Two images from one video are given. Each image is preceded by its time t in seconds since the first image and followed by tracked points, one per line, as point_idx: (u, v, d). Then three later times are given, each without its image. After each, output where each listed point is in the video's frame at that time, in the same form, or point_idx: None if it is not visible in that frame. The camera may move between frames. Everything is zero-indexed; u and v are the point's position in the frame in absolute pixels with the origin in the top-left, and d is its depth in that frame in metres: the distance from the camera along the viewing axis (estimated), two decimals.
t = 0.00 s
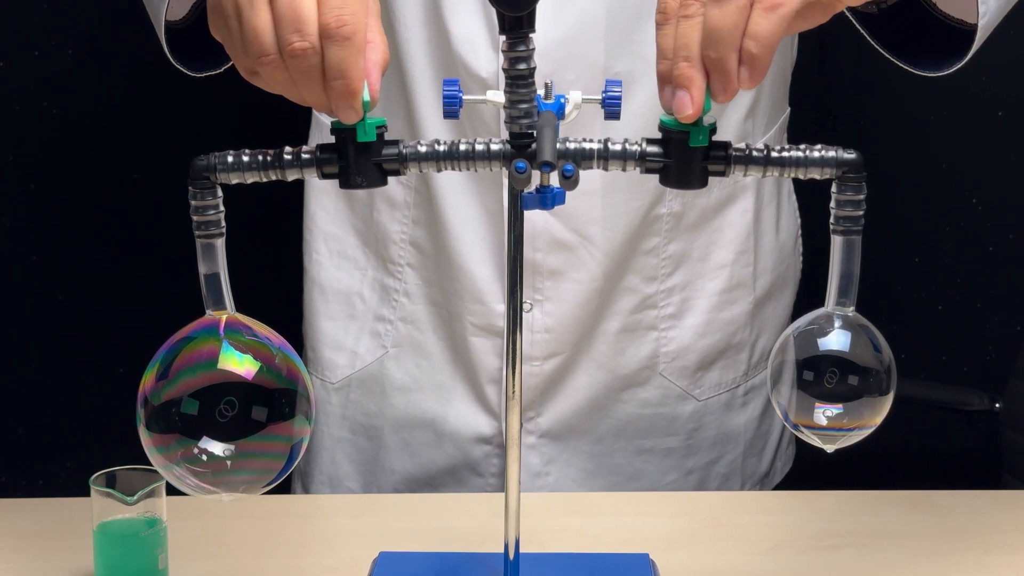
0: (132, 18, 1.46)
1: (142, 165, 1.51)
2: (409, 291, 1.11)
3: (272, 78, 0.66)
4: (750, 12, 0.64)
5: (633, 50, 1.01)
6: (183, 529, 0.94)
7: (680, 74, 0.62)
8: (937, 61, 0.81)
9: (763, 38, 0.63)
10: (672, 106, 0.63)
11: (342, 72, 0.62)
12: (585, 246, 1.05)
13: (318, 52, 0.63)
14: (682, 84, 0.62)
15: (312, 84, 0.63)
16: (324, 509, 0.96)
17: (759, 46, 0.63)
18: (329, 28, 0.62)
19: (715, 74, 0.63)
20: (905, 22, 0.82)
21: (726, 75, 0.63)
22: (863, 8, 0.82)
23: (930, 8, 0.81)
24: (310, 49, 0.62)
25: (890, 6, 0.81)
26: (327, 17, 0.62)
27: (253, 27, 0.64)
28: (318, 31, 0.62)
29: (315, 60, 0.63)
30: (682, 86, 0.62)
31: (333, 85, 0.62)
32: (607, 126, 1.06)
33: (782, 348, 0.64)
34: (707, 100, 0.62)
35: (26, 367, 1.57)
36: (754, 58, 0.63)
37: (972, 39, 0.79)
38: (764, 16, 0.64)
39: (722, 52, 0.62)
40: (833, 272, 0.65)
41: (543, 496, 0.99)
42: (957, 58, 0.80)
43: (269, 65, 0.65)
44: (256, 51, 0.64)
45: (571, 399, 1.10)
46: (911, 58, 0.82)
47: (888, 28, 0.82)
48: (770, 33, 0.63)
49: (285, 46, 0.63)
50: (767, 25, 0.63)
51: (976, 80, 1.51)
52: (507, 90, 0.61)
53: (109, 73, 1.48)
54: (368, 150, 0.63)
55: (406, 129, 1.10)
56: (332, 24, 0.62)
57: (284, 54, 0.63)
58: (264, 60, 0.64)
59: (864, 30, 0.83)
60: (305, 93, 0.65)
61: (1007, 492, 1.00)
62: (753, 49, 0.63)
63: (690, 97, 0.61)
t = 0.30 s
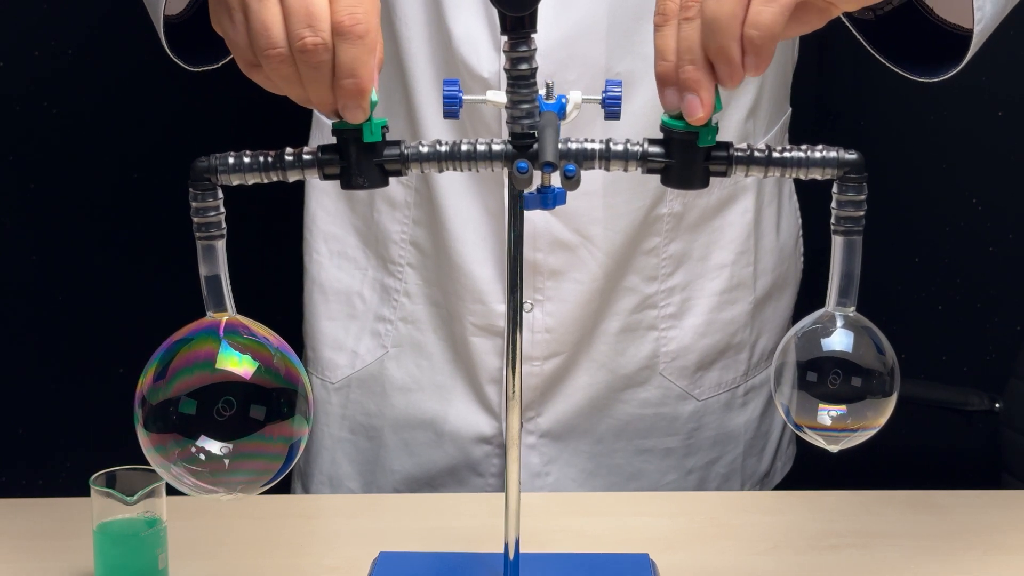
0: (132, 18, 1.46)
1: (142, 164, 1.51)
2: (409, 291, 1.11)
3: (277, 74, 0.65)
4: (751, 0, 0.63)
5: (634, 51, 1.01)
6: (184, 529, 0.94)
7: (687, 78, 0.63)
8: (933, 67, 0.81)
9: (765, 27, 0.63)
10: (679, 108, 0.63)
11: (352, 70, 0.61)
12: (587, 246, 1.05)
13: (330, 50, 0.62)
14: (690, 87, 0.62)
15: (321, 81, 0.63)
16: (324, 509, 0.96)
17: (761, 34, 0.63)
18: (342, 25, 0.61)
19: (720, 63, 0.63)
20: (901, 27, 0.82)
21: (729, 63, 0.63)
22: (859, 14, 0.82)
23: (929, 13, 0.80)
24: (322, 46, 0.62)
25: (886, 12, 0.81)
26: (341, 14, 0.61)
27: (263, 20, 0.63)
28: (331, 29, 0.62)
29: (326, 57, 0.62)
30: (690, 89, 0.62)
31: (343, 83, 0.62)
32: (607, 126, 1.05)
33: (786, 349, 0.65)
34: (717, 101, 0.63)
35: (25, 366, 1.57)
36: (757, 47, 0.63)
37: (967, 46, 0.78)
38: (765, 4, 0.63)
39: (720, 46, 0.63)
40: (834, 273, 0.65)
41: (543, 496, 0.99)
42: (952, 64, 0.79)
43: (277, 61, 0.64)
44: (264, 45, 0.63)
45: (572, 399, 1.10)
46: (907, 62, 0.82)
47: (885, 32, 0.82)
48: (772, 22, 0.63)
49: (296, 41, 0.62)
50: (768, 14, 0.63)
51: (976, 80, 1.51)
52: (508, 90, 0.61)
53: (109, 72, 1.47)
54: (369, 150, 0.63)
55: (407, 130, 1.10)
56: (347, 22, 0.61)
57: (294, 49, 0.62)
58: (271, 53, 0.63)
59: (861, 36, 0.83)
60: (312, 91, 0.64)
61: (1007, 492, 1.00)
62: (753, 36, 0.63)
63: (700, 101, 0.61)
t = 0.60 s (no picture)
0: (132, 18, 1.46)
1: (142, 164, 1.51)
2: (410, 291, 1.11)
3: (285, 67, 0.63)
4: None
5: (636, 50, 1.01)
6: (184, 530, 0.94)
7: (693, 79, 0.63)
8: (928, 71, 0.80)
9: (774, 9, 0.61)
10: (683, 109, 0.63)
11: (368, 70, 0.61)
12: (588, 246, 1.05)
13: (349, 48, 0.61)
14: (698, 89, 0.62)
15: (335, 78, 0.62)
16: (324, 509, 0.96)
17: (768, 15, 0.62)
18: (364, 26, 0.61)
19: (727, 37, 0.63)
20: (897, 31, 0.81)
21: (736, 36, 0.62)
22: (854, 19, 0.81)
23: (925, 16, 0.79)
24: (343, 44, 0.61)
25: (881, 16, 0.81)
26: (364, 14, 0.61)
27: (278, 11, 0.61)
28: (351, 28, 0.61)
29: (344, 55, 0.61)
30: (697, 91, 0.62)
31: (358, 82, 0.61)
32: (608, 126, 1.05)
33: (785, 345, 0.64)
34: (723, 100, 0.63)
35: (25, 366, 1.57)
36: (765, 26, 0.62)
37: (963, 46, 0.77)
38: None
39: (724, 20, 0.62)
40: (833, 271, 0.65)
41: (544, 496, 0.99)
42: (947, 67, 0.79)
43: (289, 53, 0.62)
44: (277, 34, 0.61)
45: (572, 399, 1.10)
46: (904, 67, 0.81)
47: (879, 38, 0.81)
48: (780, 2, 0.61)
49: (314, 34, 0.61)
50: None
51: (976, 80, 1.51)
52: (508, 90, 0.61)
53: (109, 73, 1.47)
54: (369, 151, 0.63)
55: (408, 130, 1.10)
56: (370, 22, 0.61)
57: (310, 43, 0.61)
58: (284, 45, 0.62)
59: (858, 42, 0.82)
60: (319, 89, 0.63)
61: (1008, 492, 1.00)
62: (759, 14, 0.62)
63: (708, 103, 0.61)
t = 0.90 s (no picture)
0: (132, 18, 1.46)
1: (142, 164, 1.51)
2: (410, 291, 1.11)
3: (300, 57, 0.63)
4: None
5: (636, 51, 1.01)
6: (184, 530, 0.94)
7: (698, 82, 0.62)
8: (923, 74, 0.80)
9: None
10: (687, 110, 0.63)
11: (389, 70, 0.63)
12: (588, 246, 1.05)
13: (371, 44, 0.63)
14: (703, 91, 0.62)
15: (355, 69, 0.62)
16: (324, 509, 0.96)
17: None
18: (387, 27, 0.64)
19: (727, 23, 0.63)
20: (894, 34, 0.80)
21: (737, 22, 0.62)
22: (849, 22, 0.81)
23: (921, 18, 0.79)
24: (368, 36, 0.62)
25: (875, 19, 0.80)
26: (387, 16, 0.64)
27: None
28: (374, 26, 0.63)
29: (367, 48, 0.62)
30: (703, 93, 0.62)
31: (379, 80, 0.62)
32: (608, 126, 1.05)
33: (785, 347, 0.65)
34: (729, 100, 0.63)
35: (25, 366, 1.57)
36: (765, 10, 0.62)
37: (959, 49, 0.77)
38: None
39: (724, 8, 0.62)
40: (832, 272, 0.65)
41: (544, 496, 0.99)
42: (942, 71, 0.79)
43: (311, 38, 0.62)
44: (301, 18, 0.62)
45: (572, 399, 1.10)
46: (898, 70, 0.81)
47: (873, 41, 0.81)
48: None
49: (341, 21, 0.61)
50: None
51: (977, 80, 1.51)
52: (509, 90, 0.61)
53: (110, 73, 1.47)
54: (369, 150, 0.63)
55: (407, 129, 1.10)
56: (393, 25, 0.64)
57: (335, 30, 0.62)
58: (308, 29, 0.62)
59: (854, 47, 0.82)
60: (334, 81, 0.62)
61: (1008, 492, 1.00)
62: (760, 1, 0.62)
63: (713, 104, 0.61)
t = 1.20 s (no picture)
0: (132, 18, 1.46)
1: (141, 164, 1.51)
2: (409, 291, 1.11)
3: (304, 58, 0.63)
4: None
5: (636, 50, 1.01)
6: (183, 530, 0.93)
7: (710, 84, 0.64)
8: (913, 78, 0.80)
9: None
10: (697, 112, 0.63)
11: (391, 70, 0.63)
12: (588, 246, 1.05)
13: (372, 44, 0.63)
14: (717, 89, 0.64)
15: (357, 68, 0.62)
16: (324, 509, 0.96)
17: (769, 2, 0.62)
18: (387, 28, 0.64)
19: (730, 28, 0.63)
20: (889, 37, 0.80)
21: (740, 26, 0.63)
22: (840, 26, 0.80)
23: (912, 22, 0.79)
24: (368, 35, 0.62)
25: (866, 24, 0.80)
26: (387, 17, 0.64)
27: None
28: (374, 26, 0.63)
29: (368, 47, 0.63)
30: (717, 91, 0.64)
31: (381, 79, 0.63)
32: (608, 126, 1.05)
33: (787, 344, 0.65)
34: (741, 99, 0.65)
35: (25, 366, 1.57)
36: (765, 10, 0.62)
37: (950, 56, 0.77)
38: None
39: (727, 14, 0.62)
40: (836, 271, 0.65)
41: (545, 496, 0.99)
42: (931, 77, 0.79)
43: (313, 38, 0.62)
44: (303, 18, 0.62)
45: (572, 399, 1.10)
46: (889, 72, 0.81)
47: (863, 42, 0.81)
48: None
49: (341, 21, 0.62)
50: None
51: (976, 80, 1.51)
52: (511, 91, 0.61)
53: (109, 73, 1.47)
54: (371, 151, 0.63)
55: (407, 131, 1.10)
56: (393, 26, 0.64)
57: (336, 30, 0.62)
58: (310, 30, 0.62)
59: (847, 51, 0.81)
60: (336, 80, 0.62)
61: (1008, 492, 1.00)
62: (760, 1, 0.62)
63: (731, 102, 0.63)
